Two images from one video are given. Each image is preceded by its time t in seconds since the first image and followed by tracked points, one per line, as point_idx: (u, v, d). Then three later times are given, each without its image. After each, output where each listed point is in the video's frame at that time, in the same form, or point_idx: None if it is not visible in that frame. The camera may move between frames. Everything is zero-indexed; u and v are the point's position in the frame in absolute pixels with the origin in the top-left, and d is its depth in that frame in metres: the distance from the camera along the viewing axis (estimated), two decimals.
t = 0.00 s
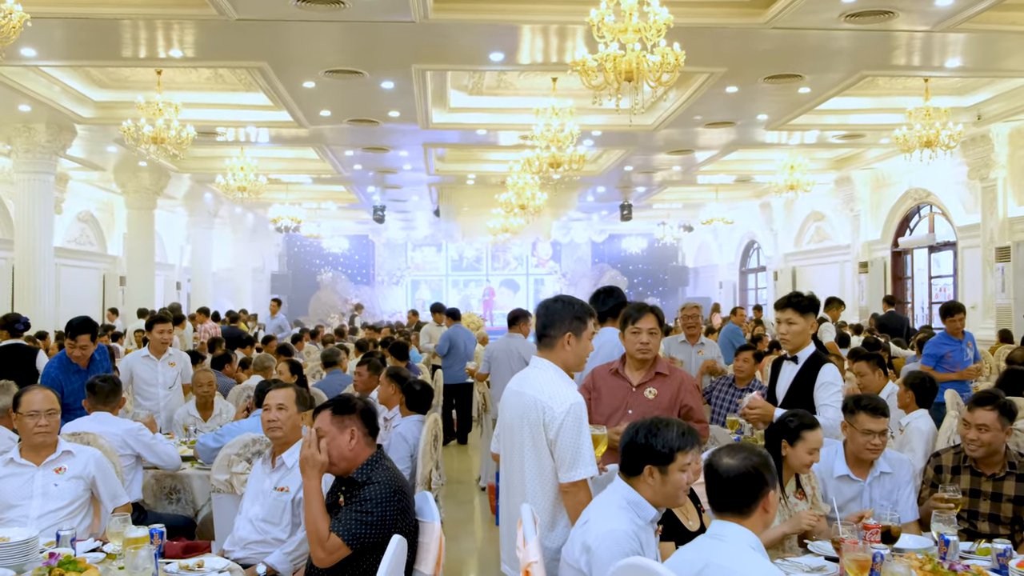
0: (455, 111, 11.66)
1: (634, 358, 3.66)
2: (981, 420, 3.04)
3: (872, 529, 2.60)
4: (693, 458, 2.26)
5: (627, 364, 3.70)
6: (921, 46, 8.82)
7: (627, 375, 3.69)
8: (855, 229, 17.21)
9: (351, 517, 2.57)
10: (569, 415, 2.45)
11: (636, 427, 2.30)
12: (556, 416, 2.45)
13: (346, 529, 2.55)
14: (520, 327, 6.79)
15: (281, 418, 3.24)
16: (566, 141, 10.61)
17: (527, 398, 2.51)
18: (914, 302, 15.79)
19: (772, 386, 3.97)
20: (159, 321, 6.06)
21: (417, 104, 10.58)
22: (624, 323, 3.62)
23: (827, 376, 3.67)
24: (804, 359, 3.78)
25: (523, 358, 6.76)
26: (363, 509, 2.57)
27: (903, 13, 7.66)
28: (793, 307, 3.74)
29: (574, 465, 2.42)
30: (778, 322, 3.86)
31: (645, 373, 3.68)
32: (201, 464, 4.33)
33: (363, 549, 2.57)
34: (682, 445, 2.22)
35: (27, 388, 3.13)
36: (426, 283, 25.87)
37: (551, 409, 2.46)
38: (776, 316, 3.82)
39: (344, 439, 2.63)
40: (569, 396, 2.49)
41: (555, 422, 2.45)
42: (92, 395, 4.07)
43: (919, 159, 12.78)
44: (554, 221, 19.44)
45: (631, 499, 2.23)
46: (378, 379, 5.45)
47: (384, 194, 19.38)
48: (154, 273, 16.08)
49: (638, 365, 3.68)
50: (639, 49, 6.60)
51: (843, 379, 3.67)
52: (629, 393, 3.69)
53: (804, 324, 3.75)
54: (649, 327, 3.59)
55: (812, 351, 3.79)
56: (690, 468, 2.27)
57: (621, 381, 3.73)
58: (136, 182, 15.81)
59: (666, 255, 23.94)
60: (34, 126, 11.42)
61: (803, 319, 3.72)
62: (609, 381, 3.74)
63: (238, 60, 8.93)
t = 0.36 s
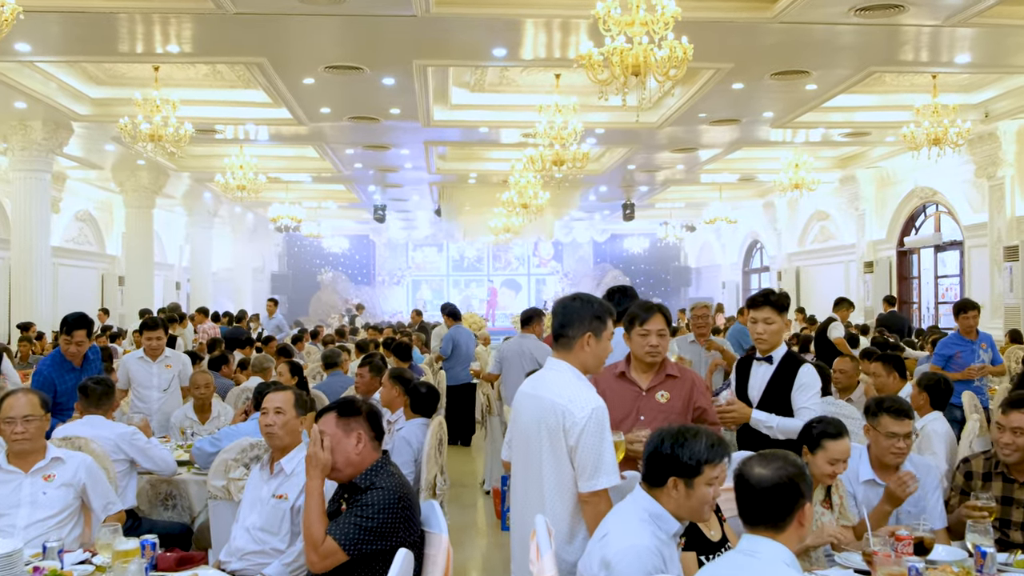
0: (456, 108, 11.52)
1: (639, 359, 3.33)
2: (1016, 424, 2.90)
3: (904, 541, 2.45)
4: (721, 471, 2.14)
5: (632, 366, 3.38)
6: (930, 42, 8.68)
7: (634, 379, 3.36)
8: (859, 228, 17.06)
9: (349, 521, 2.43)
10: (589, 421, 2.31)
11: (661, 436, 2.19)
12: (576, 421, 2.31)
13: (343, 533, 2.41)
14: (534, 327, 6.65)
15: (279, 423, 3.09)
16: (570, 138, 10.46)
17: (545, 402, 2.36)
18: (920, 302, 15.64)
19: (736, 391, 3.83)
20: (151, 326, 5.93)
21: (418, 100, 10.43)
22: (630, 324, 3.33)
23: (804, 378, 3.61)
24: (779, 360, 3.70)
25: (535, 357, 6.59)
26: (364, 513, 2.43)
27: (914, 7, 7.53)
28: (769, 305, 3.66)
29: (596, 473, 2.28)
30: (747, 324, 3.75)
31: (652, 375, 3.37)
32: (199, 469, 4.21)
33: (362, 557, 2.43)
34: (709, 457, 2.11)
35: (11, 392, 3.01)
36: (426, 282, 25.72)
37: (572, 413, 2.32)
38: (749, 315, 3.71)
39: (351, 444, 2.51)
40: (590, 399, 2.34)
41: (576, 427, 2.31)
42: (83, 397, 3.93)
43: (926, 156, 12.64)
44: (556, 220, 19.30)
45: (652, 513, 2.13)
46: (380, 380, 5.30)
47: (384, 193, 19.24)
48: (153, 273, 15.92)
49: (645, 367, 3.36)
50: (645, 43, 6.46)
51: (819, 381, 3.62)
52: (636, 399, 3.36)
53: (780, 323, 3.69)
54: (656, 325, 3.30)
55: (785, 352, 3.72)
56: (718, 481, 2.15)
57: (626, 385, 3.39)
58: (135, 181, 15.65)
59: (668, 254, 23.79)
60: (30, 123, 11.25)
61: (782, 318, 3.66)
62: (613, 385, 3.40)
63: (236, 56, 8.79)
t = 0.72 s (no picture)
0: (457, 105, 11.37)
1: (635, 365, 3.11)
2: None
3: (942, 556, 2.37)
4: (745, 483, 2.00)
5: (625, 372, 3.16)
6: (939, 37, 8.55)
7: (631, 385, 3.15)
8: (864, 227, 16.92)
9: (346, 530, 2.30)
10: (612, 426, 2.19)
11: (678, 448, 2.07)
12: (599, 427, 2.19)
13: (339, 543, 2.28)
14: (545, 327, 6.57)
15: (275, 428, 2.96)
16: (573, 136, 10.32)
17: (563, 407, 2.24)
18: (925, 302, 15.51)
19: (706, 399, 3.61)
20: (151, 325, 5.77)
21: (419, 97, 10.28)
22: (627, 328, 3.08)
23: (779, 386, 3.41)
24: (754, 364, 3.49)
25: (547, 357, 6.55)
26: (363, 522, 2.30)
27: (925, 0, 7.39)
28: (746, 308, 3.45)
29: (619, 482, 2.16)
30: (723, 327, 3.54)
31: (649, 380, 3.16)
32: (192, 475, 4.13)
33: (359, 567, 2.29)
34: (728, 469, 1.98)
35: None
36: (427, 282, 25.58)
37: (594, 418, 2.20)
38: (725, 318, 3.51)
39: (353, 451, 2.38)
40: (610, 403, 2.22)
41: (598, 433, 2.19)
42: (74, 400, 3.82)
43: (932, 154, 12.49)
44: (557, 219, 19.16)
45: (675, 530, 2.00)
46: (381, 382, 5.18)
47: (384, 192, 19.08)
48: (151, 273, 15.75)
49: (640, 374, 3.15)
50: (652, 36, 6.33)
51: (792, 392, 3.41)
52: (636, 406, 3.14)
53: (756, 327, 3.47)
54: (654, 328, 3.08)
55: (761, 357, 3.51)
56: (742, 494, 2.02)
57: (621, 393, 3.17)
58: (133, 179, 15.50)
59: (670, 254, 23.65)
60: (25, 120, 11.09)
61: (758, 322, 3.44)
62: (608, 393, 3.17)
63: (234, 50, 8.64)
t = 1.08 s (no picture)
0: (460, 102, 11.21)
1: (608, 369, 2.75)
2: None
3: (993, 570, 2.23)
4: (777, 501, 1.85)
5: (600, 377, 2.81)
6: (951, 31, 8.40)
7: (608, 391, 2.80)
8: (870, 226, 16.76)
9: (354, 535, 2.13)
10: (638, 429, 2.03)
11: (702, 462, 1.94)
12: (624, 430, 2.03)
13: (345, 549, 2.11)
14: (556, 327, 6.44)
15: (277, 432, 2.88)
16: (578, 132, 10.16)
17: (586, 411, 2.09)
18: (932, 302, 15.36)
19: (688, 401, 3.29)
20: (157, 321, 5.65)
21: (422, 93, 10.12)
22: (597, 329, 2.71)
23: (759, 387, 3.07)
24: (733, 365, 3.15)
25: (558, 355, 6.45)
26: (372, 530, 2.14)
27: None
28: (716, 304, 3.12)
29: (647, 491, 2.01)
30: (697, 327, 3.20)
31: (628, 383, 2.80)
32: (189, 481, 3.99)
33: None
34: (755, 482, 1.83)
35: None
36: (428, 281, 25.43)
37: (618, 421, 2.04)
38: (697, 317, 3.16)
39: (364, 459, 2.23)
40: (637, 405, 2.06)
41: (624, 437, 2.03)
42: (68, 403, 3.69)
43: (941, 152, 12.33)
44: (560, 218, 19.02)
45: (707, 549, 1.87)
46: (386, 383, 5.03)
47: (386, 190, 18.93)
48: (150, 272, 15.60)
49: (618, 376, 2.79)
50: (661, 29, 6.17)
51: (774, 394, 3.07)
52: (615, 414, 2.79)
53: (730, 323, 3.13)
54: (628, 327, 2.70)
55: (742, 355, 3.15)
56: (776, 508, 1.87)
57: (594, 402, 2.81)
58: (132, 178, 15.35)
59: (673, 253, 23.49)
60: (23, 118, 10.95)
61: (731, 318, 3.11)
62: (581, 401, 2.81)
63: (233, 45, 8.48)
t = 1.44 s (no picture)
0: (465, 99, 11.06)
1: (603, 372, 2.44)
2: None
3: None
4: (839, 517, 1.64)
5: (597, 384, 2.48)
6: (966, 24, 8.24)
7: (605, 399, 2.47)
8: (876, 225, 16.61)
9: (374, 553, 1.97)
10: (682, 433, 1.86)
11: (755, 472, 1.73)
12: (667, 435, 1.86)
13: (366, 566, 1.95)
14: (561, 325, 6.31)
15: (289, 436, 2.77)
16: (584, 129, 9.97)
17: (625, 413, 1.92)
18: (940, 301, 15.22)
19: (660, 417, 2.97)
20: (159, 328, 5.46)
21: (426, 89, 9.97)
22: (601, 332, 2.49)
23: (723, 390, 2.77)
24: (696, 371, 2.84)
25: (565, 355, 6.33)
26: (394, 543, 1.97)
27: None
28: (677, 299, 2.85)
29: (692, 502, 1.83)
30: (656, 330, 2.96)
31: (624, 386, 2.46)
32: (191, 487, 3.84)
33: None
34: (811, 495, 1.62)
35: None
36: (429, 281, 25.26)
37: (659, 425, 1.87)
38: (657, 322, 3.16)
39: (386, 466, 2.10)
40: (681, 407, 1.89)
41: (666, 443, 1.86)
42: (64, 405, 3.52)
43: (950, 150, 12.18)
44: (562, 217, 18.86)
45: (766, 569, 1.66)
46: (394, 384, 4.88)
47: (388, 189, 18.76)
48: (150, 272, 15.45)
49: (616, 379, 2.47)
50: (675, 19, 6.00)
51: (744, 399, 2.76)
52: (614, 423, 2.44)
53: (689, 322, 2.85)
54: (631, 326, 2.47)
55: (707, 359, 2.86)
56: (845, 525, 1.65)
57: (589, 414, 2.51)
58: (133, 176, 15.20)
59: (676, 254, 23.37)
60: (22, 114, 10.81)
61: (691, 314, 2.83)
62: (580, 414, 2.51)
63: (235, 38, 8.31)
